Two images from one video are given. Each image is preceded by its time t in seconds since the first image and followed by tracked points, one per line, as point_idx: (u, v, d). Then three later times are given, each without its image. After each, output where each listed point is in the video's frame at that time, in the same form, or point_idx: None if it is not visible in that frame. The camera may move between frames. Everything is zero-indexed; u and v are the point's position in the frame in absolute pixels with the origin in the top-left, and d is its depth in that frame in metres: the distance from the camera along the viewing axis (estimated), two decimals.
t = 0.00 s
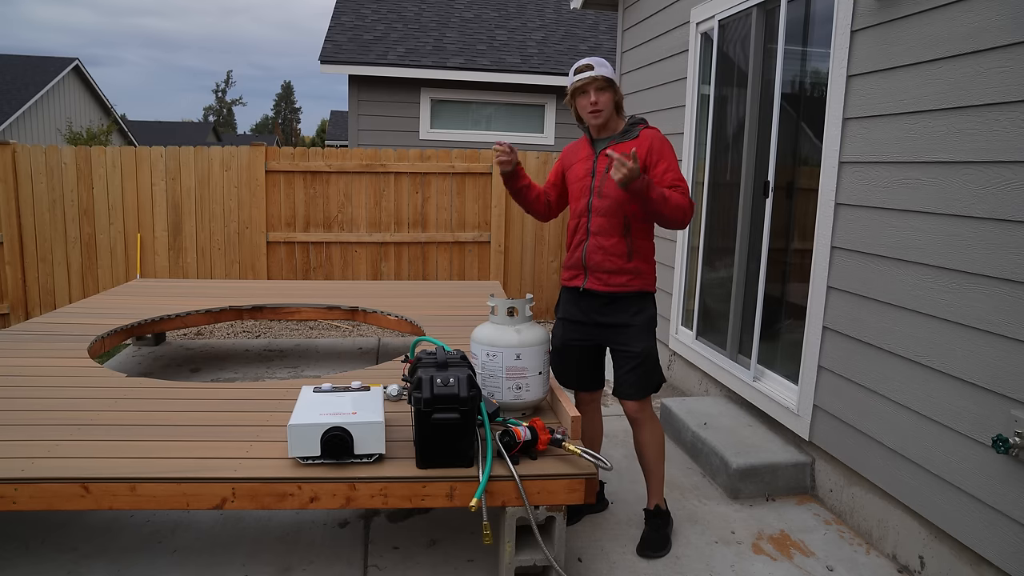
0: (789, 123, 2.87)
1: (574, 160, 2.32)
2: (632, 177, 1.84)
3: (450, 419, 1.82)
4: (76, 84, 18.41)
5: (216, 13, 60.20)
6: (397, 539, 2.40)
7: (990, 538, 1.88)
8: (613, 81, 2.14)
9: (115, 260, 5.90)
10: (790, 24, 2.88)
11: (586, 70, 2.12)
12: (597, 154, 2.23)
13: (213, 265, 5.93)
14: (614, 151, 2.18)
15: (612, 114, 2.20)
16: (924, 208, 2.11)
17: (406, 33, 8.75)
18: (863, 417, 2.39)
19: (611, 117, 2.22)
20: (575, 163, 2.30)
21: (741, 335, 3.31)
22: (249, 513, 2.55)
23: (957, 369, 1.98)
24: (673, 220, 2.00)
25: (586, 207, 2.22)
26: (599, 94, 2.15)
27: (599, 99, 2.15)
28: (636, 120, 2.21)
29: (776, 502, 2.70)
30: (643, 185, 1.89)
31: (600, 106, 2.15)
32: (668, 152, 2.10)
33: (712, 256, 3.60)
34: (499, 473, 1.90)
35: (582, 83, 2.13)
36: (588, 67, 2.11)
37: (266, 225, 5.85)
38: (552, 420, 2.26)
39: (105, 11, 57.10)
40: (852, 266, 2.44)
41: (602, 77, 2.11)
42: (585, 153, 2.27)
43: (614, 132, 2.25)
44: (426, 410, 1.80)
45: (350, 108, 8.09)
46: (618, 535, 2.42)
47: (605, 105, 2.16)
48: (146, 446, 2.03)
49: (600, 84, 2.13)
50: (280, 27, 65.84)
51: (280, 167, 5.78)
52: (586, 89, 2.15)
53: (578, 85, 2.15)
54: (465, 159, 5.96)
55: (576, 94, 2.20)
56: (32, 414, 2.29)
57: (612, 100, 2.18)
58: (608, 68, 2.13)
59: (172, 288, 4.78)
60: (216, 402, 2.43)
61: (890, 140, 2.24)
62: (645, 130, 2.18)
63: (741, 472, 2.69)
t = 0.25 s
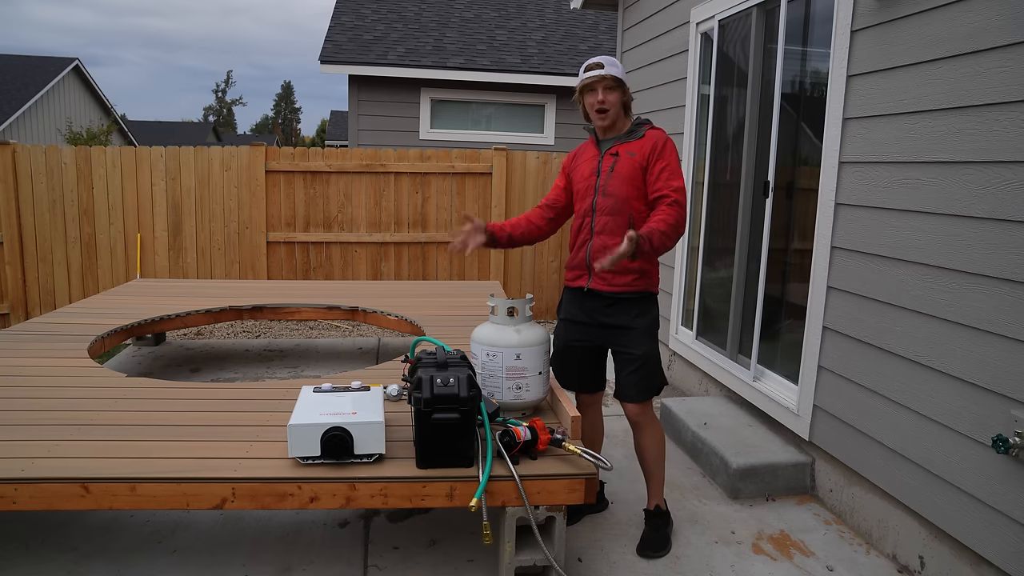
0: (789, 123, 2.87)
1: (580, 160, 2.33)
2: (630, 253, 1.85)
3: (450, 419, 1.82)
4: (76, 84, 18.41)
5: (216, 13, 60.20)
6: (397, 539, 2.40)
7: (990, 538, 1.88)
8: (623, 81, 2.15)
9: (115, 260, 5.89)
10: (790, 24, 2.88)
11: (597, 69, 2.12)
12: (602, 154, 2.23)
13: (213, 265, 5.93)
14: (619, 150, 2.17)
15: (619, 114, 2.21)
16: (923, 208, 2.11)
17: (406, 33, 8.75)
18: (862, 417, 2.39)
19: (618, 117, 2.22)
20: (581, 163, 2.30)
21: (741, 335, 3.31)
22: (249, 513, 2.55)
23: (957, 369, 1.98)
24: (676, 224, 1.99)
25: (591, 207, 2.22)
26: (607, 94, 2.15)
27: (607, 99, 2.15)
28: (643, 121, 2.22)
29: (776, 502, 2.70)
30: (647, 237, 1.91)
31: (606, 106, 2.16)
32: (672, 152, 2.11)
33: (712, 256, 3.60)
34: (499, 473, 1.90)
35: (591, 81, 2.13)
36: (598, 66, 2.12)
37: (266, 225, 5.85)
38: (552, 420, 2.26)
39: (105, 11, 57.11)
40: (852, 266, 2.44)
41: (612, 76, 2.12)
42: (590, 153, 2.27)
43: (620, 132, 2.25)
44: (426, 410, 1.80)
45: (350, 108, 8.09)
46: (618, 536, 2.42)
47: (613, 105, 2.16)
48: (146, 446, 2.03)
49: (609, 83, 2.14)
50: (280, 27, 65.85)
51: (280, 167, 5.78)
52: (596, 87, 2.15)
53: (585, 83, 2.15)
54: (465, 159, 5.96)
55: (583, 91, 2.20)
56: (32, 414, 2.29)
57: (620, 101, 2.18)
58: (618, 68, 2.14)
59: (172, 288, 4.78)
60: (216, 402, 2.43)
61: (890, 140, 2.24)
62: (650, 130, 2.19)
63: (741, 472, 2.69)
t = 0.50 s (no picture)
0: (789, 123, 2.87)
1: (578, 161, 2.33)
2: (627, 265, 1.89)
3: (450, 419, 1.82)
4: (76, 84, 18.41)
5: (216, 13, 60.21)
6: (397, 540, 2.40)
7: (990, 538, 1.88)
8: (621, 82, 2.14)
9: (115, 260, 5.89)
10: (790, 24, 2.88)
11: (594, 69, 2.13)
12: (601, 155, 2.23)
13: (213, 265, 5.93)
14: (618, 150, 2.18)
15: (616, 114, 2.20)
16: (924, 208, 2.11)
17: (406, 33, 8.75)
18: (863, 417, 2.39)
19: (615, 117, 2.22)
20: (579, 164, 2.30)
21: (741, 335, 3.31)
22: (249, 513, 2.55)
23: (957, 369, 1.98)
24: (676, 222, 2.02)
25: (591, 207, 2.22)
26: (604, 94, 2.15)
27: (604, 99, 2.15)
28: (641, 121, 2.22)
29: (776, 502, 2.70)
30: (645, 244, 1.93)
31: (604, 106, 2.16)
32: (672, 151, 2.11)
33: (712, 256, 3.60)
34: (499, 473, 1.90)
35: (588, 81, 2.13)
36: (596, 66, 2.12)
37: (266, 225, 5.85)
38: (552, 420, 2.26)
39: (105, 11, 57.11)
40: (852, 266, 2.44)
41: (609, 76, 2.11)
42: (589, 154, 2.28)
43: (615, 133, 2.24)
44: (426, 410, 1.80)
45: (350, 108, 8.09)
46: (618, 535, 2.43)
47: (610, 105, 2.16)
48: (146, 446, 2.03)
49: (607, 84, 2.13)
50: (280, 27, 65.86)
51: (280, 167, 5.78)
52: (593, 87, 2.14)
53: (583, 84, 2.15)
54: (465, 159, 5.96)
55: (582, 92, 2.20)
56: (32, 414, 2.29)
57: (618, 101, 2.17)
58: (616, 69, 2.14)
59: (172, 288, 4.78)
60: (216, 402, 2.43)
61: (891, 140, 2.24)
62: (649, 130, 2.19)
63: (741, 472, 2.69)
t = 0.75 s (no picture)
0: (789, 123, 2.87)
1: (577, 162, 2.33)
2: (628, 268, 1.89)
3: (450, 419, 1.82)
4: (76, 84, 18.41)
5: (216, 13, 60.22)
6: (397, 540, 2.40)
7: (990, 538, 1.88)
8: (618, 83, 2.14)
9: (115, 260, 5.89)
10: (790, 24, 2.88)
11: (592, 70, 2.12)
12: (600, 156, 2.24)
13: (213, 265, 5.93)
14: (617, 151, 2.18)
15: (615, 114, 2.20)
16: (923, 208, 2.11)
17: (406, 33, 8.75)
18: (863, 417, 2.39)
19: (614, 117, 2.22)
20: (579, 165, 2.30)
21: (741, 335, 3.31)
22: (249, 513, 2.55)
23: (957, 369, 1.98)
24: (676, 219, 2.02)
25: (590, 208, 2.22)
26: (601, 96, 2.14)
27: (602, 100, 2.14)
28: (638, 121, 2.22)
29: (776, 502, 2.70)
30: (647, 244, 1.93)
31: (602, 108, 2.15)
32: (670, 151, 2.11)
33: (712, 256, 3.60)
34: (499, 473, 1.90)
35: (586, 83, 2.13)
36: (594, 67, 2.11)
37: (266, 225, 5.85)
38: (552, 420, 2.26)
39: (105, 11, 57.12)
40: (852, 266, 2.44)
41: (606, 77, 2.11)
42: (588, 155, 2.28)
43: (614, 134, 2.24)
44: (426, 410, 1.80)
45: (350, 108, 8.09)
46: (617, 535, 2.43)
47: (608, 106, 2.16)
48: (146, 446, 2.03)
49: (604, 85, 2.13)
50: (280, 27, 65.86)
51: (280, 167, 5.78)
52: (590, 88, 2.14)
53: (582, 86, 2.15)
54: (465, 159, 5.96)
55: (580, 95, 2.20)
56: (32, 414, 2.29)
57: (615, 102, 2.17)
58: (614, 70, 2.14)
59: (172, 288, 4.78)
60: (216, 402, 2.43)
61: (891, 140, 2.24)
62: (647, 130, 2.19)
63: (741, 472, 2.69)
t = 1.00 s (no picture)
0: (789, 123, 2.87)
1: (578, 161, 2.33)
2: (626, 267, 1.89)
3: (450, 419, 1.82)
4: (76, 84, 18.41)
5: (216, 13, 60.21)
6: (397, 539, 2.40)
7: (990, 538, 1.88)
8: (614, 87, 2.13)
9: (115, 260, 5.89)
10: (790, 24, 2.88)
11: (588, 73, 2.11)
12: (600, 156, 2.24)
13: (213, 265, 5.93)
14: (617, 151, 2.18)
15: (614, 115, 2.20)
16: (924, 207, 2.11)
17: (406, 33, 8.75)
18: (862, 416, 2.39)
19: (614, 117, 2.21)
20: (579, 164, 2.30)
21: (741, 335, 3.31)
22: (249, 513, 2.55)
23: (958, 369, 1.97)
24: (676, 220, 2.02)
25: (590, 208, 2.22)
26: (597, 101, 2.14)
27: (598, 104, 2.15)
28: (640, 121, 2.21)
29: (776, 502, 2.70)
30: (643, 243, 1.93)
31: (598, 111, 2.16)
32: (670, 152, 2.11)
33: (712, 256, 3.60)
34: (499, 473, 1.90)
35: (582, 87, 2.13)
36: (589, 71, 2.10)
37: (266, 225, 5.85)
38: (552, 420, 2.26)
39: (105, 11, 57.15)
40: (852, 266, 2.44)
41: (601, 81, 2.10)
42: (588, 155, 2.28)
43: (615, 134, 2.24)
44: (426, 410, 1.80)
45: (350, 108, 8.09)
46: (617, 535, 2.43)
47: (605, 110, 2.16)
48: (146, 446, 2.03)
49: (600, 90, 2.12)
50: (280, 27, 65.88)
51: (280, 167, 5.78)
52: (586, 91, 2.14)
53: (578, 91, 2.16)
54: (465, 159, 5.96)
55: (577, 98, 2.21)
56: (32, 414, 2.29)
57: (613, 104, 2.16)
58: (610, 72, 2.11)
59: (172, 288, 4.78)
60: (216, 402, 2.43)
61: (891, 140, 2.24)
62: (648, 130, 2.19)
63: (741, 472, 2.69)
